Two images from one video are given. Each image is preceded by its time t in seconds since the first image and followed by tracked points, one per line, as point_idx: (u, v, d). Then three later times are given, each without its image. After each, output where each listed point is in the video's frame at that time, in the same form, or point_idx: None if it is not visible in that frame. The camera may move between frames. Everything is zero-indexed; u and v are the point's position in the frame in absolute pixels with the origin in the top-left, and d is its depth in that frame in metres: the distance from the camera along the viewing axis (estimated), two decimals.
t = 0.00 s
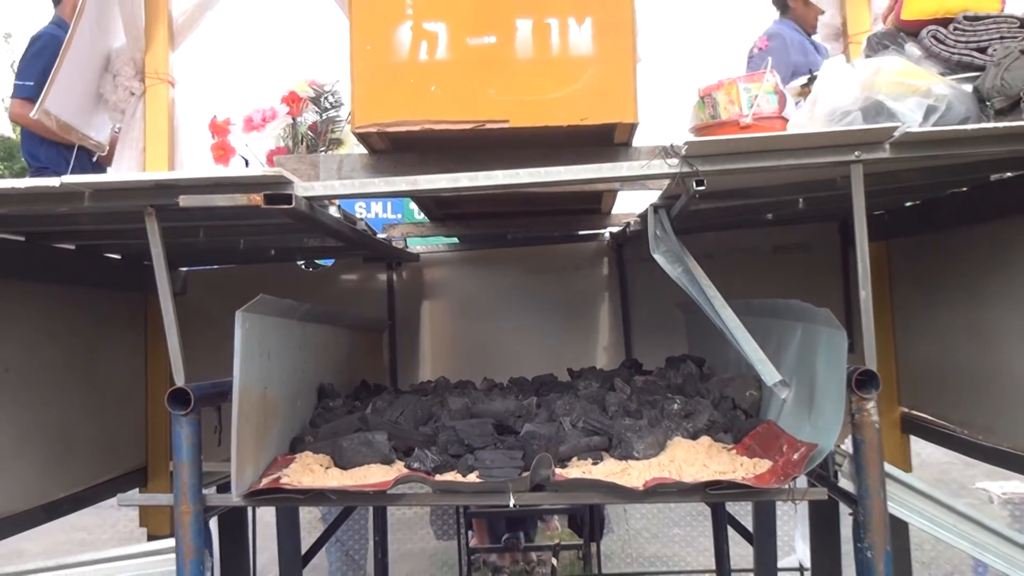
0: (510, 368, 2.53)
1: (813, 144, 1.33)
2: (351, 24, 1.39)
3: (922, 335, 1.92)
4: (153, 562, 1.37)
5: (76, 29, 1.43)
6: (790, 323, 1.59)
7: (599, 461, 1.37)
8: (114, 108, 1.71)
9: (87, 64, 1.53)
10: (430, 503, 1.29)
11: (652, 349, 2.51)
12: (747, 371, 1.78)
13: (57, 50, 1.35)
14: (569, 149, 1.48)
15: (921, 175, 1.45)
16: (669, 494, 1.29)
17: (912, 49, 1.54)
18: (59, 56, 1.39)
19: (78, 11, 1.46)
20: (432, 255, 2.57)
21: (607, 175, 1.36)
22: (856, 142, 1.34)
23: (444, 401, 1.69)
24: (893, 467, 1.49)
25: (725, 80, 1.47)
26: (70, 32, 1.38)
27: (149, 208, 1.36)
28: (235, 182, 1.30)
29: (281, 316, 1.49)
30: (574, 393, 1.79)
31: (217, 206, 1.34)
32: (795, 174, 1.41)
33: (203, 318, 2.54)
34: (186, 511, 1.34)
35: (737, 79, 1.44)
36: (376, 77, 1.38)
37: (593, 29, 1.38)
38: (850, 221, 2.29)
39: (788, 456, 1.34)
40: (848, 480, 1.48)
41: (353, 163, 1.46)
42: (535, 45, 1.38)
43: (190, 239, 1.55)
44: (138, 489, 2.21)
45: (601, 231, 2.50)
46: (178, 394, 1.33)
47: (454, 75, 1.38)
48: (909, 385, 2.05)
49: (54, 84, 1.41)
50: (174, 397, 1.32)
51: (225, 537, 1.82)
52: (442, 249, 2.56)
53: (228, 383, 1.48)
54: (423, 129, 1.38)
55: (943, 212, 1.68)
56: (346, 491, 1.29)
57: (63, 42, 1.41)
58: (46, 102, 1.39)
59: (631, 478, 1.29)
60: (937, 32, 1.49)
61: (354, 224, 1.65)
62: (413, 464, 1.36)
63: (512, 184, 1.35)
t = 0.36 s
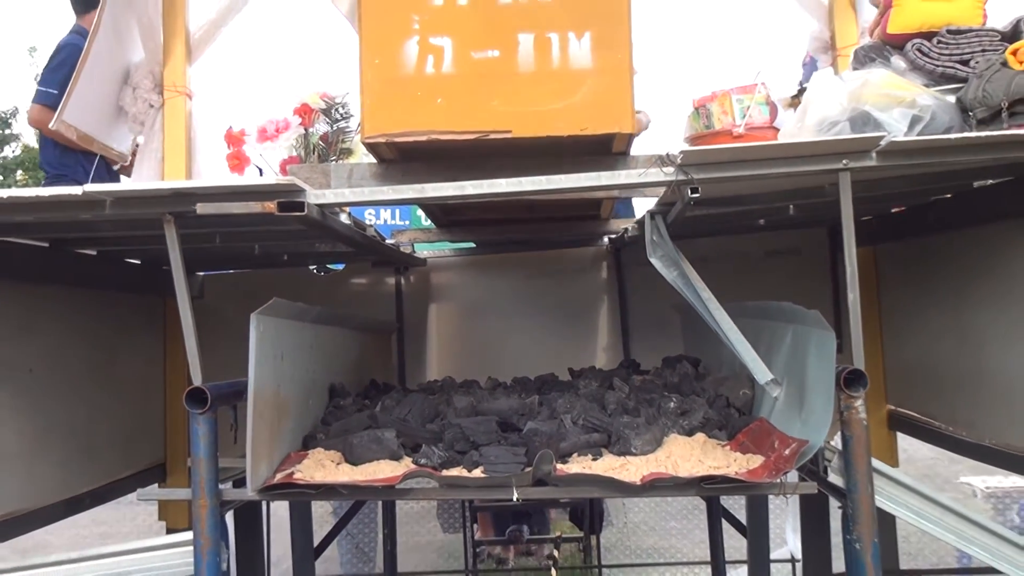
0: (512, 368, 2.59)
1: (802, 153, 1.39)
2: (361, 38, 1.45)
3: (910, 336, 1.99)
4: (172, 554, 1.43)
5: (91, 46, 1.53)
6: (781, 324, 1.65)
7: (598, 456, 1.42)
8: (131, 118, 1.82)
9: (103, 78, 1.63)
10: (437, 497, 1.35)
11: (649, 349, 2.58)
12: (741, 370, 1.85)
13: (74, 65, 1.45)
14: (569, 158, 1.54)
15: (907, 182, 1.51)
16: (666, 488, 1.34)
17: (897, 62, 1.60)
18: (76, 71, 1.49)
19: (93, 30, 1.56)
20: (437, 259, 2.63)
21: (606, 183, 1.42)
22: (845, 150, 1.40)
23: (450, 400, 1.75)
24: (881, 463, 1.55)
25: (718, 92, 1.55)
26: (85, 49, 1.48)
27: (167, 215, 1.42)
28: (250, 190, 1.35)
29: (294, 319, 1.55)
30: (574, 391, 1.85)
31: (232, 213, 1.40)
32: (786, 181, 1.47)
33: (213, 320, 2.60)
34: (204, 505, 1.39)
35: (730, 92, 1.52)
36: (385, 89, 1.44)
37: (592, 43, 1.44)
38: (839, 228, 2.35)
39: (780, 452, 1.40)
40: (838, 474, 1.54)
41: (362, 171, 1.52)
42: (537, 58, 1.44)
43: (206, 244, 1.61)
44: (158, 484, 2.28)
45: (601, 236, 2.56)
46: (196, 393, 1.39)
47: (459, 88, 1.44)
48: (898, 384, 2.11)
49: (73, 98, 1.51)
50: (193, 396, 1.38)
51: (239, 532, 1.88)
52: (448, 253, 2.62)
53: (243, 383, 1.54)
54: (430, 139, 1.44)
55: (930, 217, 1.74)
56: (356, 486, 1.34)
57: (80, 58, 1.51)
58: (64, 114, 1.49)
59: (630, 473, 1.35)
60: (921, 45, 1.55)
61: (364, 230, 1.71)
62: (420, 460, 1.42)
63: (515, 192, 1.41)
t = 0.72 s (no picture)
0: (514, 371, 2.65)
1: (793, 164, 1.46)
2: (369, 55, 1.51)
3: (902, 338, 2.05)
4: (190, 550, 1.49)
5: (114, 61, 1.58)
6: (773, 328, 1.72)
7: (598, 455, 1.48)
8: (151, 133, 1.85)
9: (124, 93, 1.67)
10: (443, 495, 1.40)
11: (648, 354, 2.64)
12: (734, 373, 1.92)
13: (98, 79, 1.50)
14: (570, 170, 1.60)
15: (894, 192, 1.57)
16: (663, 486, 1.40)
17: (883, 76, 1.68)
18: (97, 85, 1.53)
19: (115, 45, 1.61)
20: (443, 266, 2.69)
21: (604, 194, 1.49)
22: (834, 162, 1.46)
23: (455, 402, 1.81)
24: (870, 462, 1.61)
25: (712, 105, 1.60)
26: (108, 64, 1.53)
27: (185, 226, 1.48)
28: (263, 202, 1.41)
29: (305, 325, 1.61)
30: (575, 393, 1.92)
31: (247, 223, 1.46)
32: (779, 191, 1.53)
33: (222, 325, 2.65)
34: (220, 503, 1.45)
35: (723, 105, 1.57)
36: (393, 104, 1.51)
37: (591, 60, 1.51)
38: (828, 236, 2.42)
39: (773, 451, 1.46)
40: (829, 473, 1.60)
41: (372, 183, 1.58)
42: (538, 74, 1.51)
43: (221, 253, 1.66)
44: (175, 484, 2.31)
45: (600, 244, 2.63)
46: (212, 396, 1.45)
47: (464, 102, 1.51)
48: (886, 385, 2.18)
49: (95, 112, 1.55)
50: (209, 399, 1.43)
51: (252, 530, 1.94)
52: (453, 261, 2.69)
53: (256, 386, 1.60)
54: (436, 152, 1.50)
55: (918, 224, 1.80)
56: (366, 485, 1.40)
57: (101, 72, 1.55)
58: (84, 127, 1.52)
59: (628, 471, 1.41)
60: (907, 61, 1.62)
61: (372, 239, 1.77)
62: (428, 459, 1.48)
63: (517, 203, 1.47)
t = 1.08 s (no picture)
0: (517, 375, 2.72)
1: (784, 178, 1.52)
2: (379, 75, 1.58)
3: (893, 344, 2.12)
4: (207, 548, 1.56)
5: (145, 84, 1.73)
6: (765, 335, 1.79)
7: (598, 457, 1.55)
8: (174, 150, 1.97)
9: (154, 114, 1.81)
10: (449, 495, 1.46)
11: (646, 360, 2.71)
12: (728, 378, 1.99)
13: (127, 102, 1.64)
14: (570, 184, 1.67)
15: (881, 204, 1.64)
16: (660, 486, 1.47)
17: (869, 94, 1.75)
18: (126, 106, 1.67)
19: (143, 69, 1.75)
20: (448, 276, 2.77)
21: (602, 207, 1.55)
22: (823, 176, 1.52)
23: (461, 406, 1.88)
24: (859, 462, 1.68)
25: (706, 122, 1.68)
26: (137, 87, 1.67)
27: (203, 238, 1.55)
28: (278, 217, 1.48)
29: (317, 333, 1.67)
30: (575, 397, 1.99)
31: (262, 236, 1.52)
32: (770, 204, 1.60)
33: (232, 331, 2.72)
34: (237, 503, 1.51)
35: (717, 122, 1.64)
36: (401, 121, 1.57)
37: (591, 79, 1.58)
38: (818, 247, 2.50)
39: (765, 453, 1.53)
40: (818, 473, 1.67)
41: (381, 198, 1.65)
42: (540, 92, 1.58)
43: (236, 263, 1.73)
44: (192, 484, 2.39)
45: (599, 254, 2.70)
46: (228, 401, 1.51)
47: (469, 120, 1.57)
48: (877, 389, 2.25)
49: (125, 131, 1.69)
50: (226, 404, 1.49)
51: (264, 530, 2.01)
52: (459, 270, 2.76)
53: (269, 391, 1.66)
54: (443, 167, 1.57)
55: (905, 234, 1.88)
56: (376, 485, 1.47)
57: (129, 94, 1.69)
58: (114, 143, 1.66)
59: (626, 472, 1.47)
60: (892, 79, 1.69)
61: (381, 251, 1.84)
62: (435, 461, 1.55)
63: (520, 215, 1.54)
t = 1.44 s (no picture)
0: (518, 379, 2.79)
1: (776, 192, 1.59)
2: (387, 95, 1.66)
3: (884, 351, 2.20)
4: (223, 546, 1.63)
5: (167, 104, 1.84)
6: (757, 343, 1.86)
7: (597, 459, 1.62)
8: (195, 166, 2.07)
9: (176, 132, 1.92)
10: (454, 496, 1.53)
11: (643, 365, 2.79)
12: (722, 384, 2.07)
13: (150, 121, 1.75)
14: (570, 198, 1.74)
15: (868, 217, 1.71)
16: (656, 487, 1.54)
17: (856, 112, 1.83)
18: (147, 123, 1.78)
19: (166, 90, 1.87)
20: (454, 286, 2.86)
21: (601, 219, 1.62)
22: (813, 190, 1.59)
23: (465, 410, 1.96)
24: (847, 464, 1.75)
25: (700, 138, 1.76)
26: (159, 107, 1.79)
27: (220, 249, 1.61)
28: (288, 229, 1.55)
29: (328, 340, 1.74)
30: (575, 402, 2.06)
31: (277, 247, 1.59)
32: (763, 217, 1.67)
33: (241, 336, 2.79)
34: (251, 502, 1.58)
35: (710, 139, 1.72)
36: (409, 138, 1.65)
37: (590, 98, 1.65)
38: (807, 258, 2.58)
39: (757, 455, 1.60)
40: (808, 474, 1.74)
41: (389, 211, 1.71)
42: (542, 110, 1.65)
43: (251, 273, 1.80)
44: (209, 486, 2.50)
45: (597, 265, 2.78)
46: (244, 405, 1.58)
47: (474, 136, 1.65)
48: (869, 393, 2.34)
49: (149, 149, 1.80)
50: (241, 408, 1.56)
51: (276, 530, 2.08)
52: (463, 279, 2.84)
53: (282, 395, 1.73)
54: (448, 182, 1.64)
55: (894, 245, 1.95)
56: (385, 486, 1.54)
57: (152, 113, 1.80)
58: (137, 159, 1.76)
59: (625, 474, 1.54)
60: (877, 98, 1.77)
61: (390, 261, 1.92)
62: (441, 463, 1.62)
63: (522, 227, 1.61)
